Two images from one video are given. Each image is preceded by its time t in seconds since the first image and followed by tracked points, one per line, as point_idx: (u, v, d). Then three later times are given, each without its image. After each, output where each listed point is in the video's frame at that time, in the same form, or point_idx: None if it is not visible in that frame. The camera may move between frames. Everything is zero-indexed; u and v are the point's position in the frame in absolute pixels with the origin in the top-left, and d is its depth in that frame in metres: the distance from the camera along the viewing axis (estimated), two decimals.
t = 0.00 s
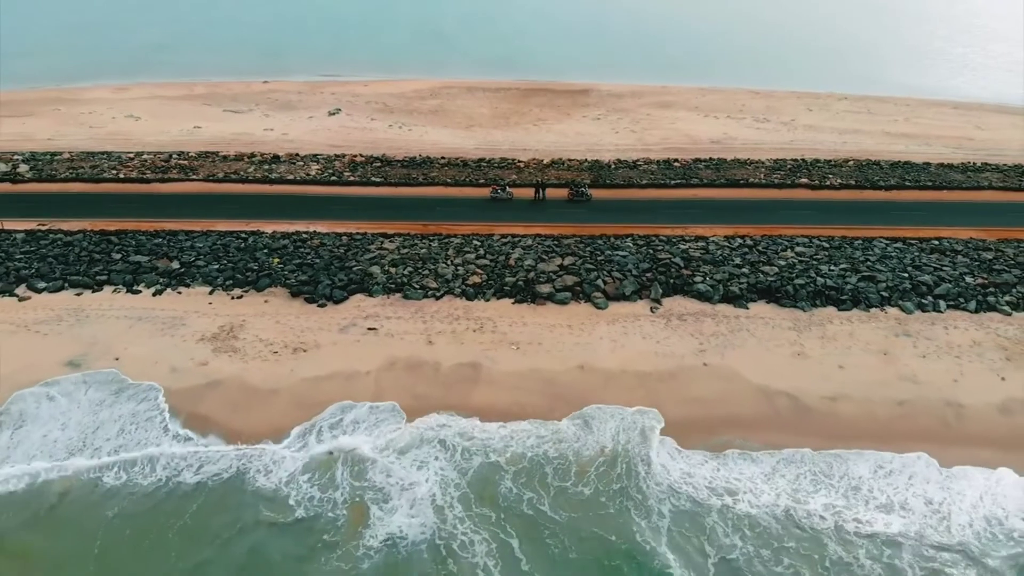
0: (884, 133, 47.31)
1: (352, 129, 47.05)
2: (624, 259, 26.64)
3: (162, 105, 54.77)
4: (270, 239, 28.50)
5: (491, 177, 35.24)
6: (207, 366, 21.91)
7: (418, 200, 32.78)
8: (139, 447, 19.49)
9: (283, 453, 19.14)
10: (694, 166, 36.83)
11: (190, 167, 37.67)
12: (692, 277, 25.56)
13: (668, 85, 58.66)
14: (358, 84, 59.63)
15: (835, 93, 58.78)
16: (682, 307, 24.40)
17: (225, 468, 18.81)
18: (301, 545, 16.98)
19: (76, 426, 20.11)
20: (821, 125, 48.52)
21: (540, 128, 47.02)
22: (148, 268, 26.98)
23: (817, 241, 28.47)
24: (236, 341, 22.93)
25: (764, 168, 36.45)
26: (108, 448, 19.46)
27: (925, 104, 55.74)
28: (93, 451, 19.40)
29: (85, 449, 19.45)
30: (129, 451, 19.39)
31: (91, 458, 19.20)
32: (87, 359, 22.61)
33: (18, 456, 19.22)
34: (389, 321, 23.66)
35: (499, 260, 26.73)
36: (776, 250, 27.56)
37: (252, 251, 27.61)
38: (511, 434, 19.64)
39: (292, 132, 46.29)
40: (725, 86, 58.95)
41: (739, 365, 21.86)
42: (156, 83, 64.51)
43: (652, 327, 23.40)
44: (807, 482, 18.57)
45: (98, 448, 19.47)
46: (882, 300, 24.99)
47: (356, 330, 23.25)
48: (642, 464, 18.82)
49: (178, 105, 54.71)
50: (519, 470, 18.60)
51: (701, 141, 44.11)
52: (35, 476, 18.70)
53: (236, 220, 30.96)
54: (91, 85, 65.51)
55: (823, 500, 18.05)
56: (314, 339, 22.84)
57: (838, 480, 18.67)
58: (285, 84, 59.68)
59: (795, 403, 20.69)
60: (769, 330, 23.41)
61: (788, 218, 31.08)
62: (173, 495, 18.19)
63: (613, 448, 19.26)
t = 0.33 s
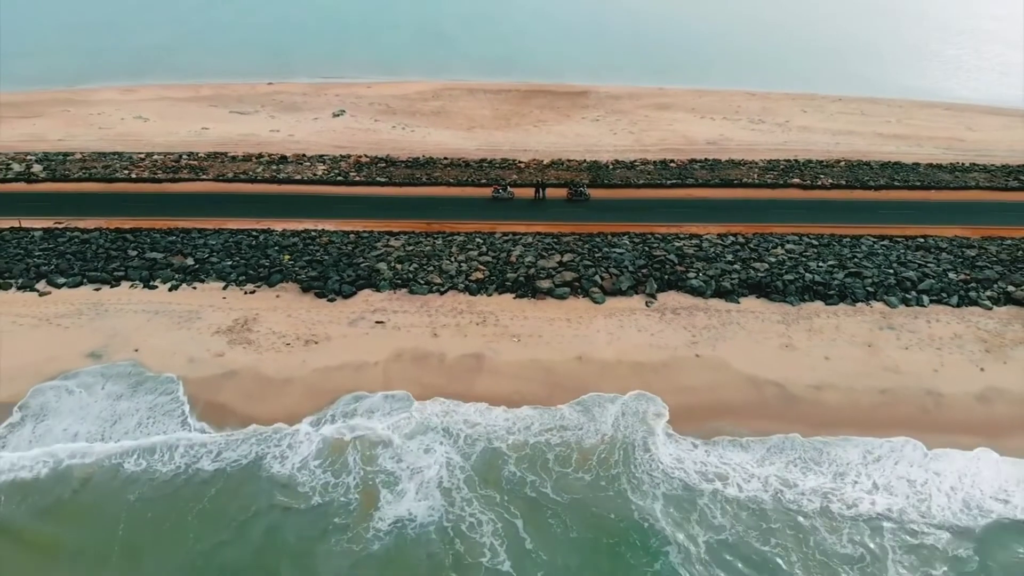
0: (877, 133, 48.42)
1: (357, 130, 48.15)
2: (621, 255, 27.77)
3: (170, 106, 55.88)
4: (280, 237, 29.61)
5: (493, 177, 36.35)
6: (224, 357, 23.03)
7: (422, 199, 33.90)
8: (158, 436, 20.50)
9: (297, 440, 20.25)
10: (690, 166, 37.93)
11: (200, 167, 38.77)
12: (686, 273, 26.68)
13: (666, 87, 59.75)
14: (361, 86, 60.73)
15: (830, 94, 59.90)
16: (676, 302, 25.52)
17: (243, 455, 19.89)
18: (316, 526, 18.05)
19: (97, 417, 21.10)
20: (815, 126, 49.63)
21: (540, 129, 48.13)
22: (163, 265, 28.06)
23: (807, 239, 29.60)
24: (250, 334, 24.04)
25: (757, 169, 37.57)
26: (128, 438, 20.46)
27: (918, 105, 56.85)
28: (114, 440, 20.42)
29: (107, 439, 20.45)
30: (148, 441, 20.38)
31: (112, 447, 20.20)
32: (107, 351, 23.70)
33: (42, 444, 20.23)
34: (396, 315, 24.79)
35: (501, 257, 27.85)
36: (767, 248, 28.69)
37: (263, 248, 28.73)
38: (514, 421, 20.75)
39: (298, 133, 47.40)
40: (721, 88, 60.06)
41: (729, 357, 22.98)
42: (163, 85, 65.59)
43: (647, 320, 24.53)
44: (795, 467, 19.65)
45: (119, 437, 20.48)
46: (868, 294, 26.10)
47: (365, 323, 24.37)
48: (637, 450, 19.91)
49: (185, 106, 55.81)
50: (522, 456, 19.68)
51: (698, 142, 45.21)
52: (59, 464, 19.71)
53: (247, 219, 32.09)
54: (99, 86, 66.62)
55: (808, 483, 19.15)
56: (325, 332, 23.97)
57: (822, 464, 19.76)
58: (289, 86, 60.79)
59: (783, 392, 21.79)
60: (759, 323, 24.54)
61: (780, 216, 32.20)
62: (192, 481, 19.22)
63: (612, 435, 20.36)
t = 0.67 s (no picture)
0: (869, 135, 49.50)
1: (361, 131, 49.21)
2: (618, 253, 28.84)
3: (176, 108, 56.92)
4: (289, 236, 30.69)
5: (494, 177, 37.42)
6: (238, 350, 24.10)
7: (426, 199, 34.98)
8: (174, 430, 21.46)
9: (310, 432, 21.25)
10: (686, 167, 39.00)
11: (209, 168, 39.83)
12: (680, 270, 27.76)
13: (664, 89, 60.84)
14: (364, 88, 61.78)
15: (825, 96, 60.98)
16: (670, 297, 26.63)
17: (257, 445, 20.89)
18: (328, 513, 19.03)
19: (114, 411, 22.05)
20: (809, 127, 50.71)
21: (540, 130, 49.18)
22: (178, 262, 29.13)
23: (797, 238, 30.68)
24: (263, 328, 25.11)
25: (751, 169, 38.65)
26: (145, 431, 21.40)
27: (911, 107, 57.94)
28: (132, 432, 21.36)
29: (124, 431, 21.40)
30: (165, 434, 21.34)
31: (130, 440, 21.14)
32: (126, 344, 24.75)
33: (63, 437, 21.17)
34: (403, 310, 25.89)
35: (502, 255, 28.92)
36: (759, 246, 29.76)
37: (273, 247, 29.80)
38: (517, 411, 21.79)
39: (303, 135, 48.46)
40: (718, 90, 61.16)
41: (721, 349, 24.06)
42: (169, 86, 66.61)
43: (643, 315, 25.62)
44: (784, 456, 20.63)
45: (136, 430, 21.43)
46: (855, 290, 27.16)
47: (373, 317, 25.47)
48: (634, 441, 20.91)
49: (192, 108, 56.84)
50: (524, 445, 20.70)
51: (694, 144, 46.28)
52: (79, 455, 20.65)
53: (256, 219, 33.17)
54: (106, 88, 67.65)
55: (797, 471, 20.14)
56: (334, 326, 25.04)
57: (810, 453, 20.76)
58: (294, 88, 61.85)
59: (772, 382, 22.85)
60: (750, 318, 25.63)
61: (772, 216, 33.29)
62: (207, 472, 20.15)
63: (610, 425, 21.40)
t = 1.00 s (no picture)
0: (863, 136, 50.51)
1: (364, 133, 50.23)
2: (615, 251, 29.86)
3: (183, 110, 57.93)
4: (298, 235, 31.70)
5: (495, 178, 38.43)
6: (250, 344, 25.12)
7: (429, 199, 36.00)
8: (187, 425, 22.33)
9: (320, 426, 22.19)
10: (682, 168, 40.01)
11: (217, 169, 40.84)
12: (675, 268, 28.78)
13: (662, 91, 61.88)
14: (367, 89, 62.80)
15: (821, 98, 62.01)
16: (666, 294, 27.65)
17: (270, 438, 21.82)
18: (339, 503, 19.97)
19: (131, 405, 22.99)
20: (804, 129, 51.71)
21: (540, 132, 50.21)
22: (190, 260, 30.13)
23: (789, 237, 31.69)
24: (274, 323, 26.14)
25: (746, 170, 39.66)
26: (159, 425, 22.29)
27: (905, 108, 58.95)
28: (146, 428, 22.23)
29: (140, 426, 22.30)
30: (178, 428, 22.21)
31: (145, 434, 22.04)
32: (142, 339, 25.74)
33: (79, 431, 22.05)
34: (408, 305, 26.92)
35: (504, 253, 29.94)
36: (752, 245, 30.78)
37: (282, 245, 30.82)
38: (519, 404, 22.80)
39: (307, 136, 49.47)
40: (716, 92, 62.19)
41: (714, 344, 25.08)
42: (174, 89, 67.66)
43: (639, 311, 26.65)
44: (776, 447, 21.53)
45: (151, 424, 22.32)
46: (844, 287, 28.17)
47: (380, 313, 26.50)
48: (631, 433, 21.86)
49: (198, 110, 57.86)
50: (527, 438, 21.69)
51: (691, 145, 47.30)
52: (96, 449, 21.53)
53: (265, 218, 34.18)
54: (113, 90, 68.72)
55: (787, 461, 21.05)
56: (343, 321, 26.07)
57: (800, 443, 21.68)
58: (298, 90, 62.88)
59: (763, 375, 23.87)
60: (742, 313, 26.67)
61: (766, 216, 34.31)
62: (221, 465, 21.00)
63: (608, 419, 22.38)
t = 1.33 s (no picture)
0: (857, 138, 51.49)
1: (367, 134, 51.20)
2: (613, 250, 30.83)
3: (189, 111, 58.94)
4: (305, 234, 32.66)
5: (497, 179, 39.39)
6: (261, 339, 26.07)
7: (432, 200, 36.97)
8: (201, 420, 23.27)
9: (330, 422, 23.10)
10: (679, 169, 40.98)
11: (224, 170, 41.81)
12: (671, 267, 29.75)
13: (660, 93, 62.87)
14: (370, 91, 63.76)
15: (816, 100, 63.01)
16: (662, 291, 28.62)
17: (280, 434, 22.73)
18: (348, 495, 20.91)
19: (146, 401, 23.92)
20: (800, 130, 52.68)
21: (540, 133, 51.20)
22: (201, 259, 31.09)
23: (782, 236, 32.67)
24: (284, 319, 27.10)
25: (742, 171, 40.64)
26: (174, 420, 23.23)
27: (900, 110, 59.92)
28: (160, 423, 23.13)
29: (155, 420, 23.23)
30: (192, 423, 23.15)
31: (161, 428, 22.98)
32: (156, 335, 26.68)
33: (96, 427, 22.97)
34: (413, 302, 27.90)
35: (505, 252, 30.92)
36: (745, 244, 31.76)
37: (290, 245, 31.78)
38: (521, 400, 23.75)
39: (311, 138, 50.43)
40: (713, 94, 63.16)
41: (708, 339, 26.05)
42: (180, 90, 68.69)
43: (636, 308, 27.64)
44: (768, 440, 22.41)
45: (166, 419, 23.25)
46: (834, 285, 29.15)
47: (386, 310, 27.48)
48: (628, 429, 22.77)
49: (203, 111, 58.89)
50: (528, 433, 22.63)
51: (688, 147, 48.26)
52: (113, 444, 22.44)
53: (272, 218, 35.14)
54: (119, 92, 69.74)
55: (778, 454, 21.91)
56: (350, 318, 27.05)
57: (791, 437, 22.59)
58: (301, 91, 63.87)
59: (755, 369, 24.83)
60: (735, 310, 27.65)
61: (759, 216, 35.26)
62: (233, 461, 21.89)
63: (606, 415, 23.29)
